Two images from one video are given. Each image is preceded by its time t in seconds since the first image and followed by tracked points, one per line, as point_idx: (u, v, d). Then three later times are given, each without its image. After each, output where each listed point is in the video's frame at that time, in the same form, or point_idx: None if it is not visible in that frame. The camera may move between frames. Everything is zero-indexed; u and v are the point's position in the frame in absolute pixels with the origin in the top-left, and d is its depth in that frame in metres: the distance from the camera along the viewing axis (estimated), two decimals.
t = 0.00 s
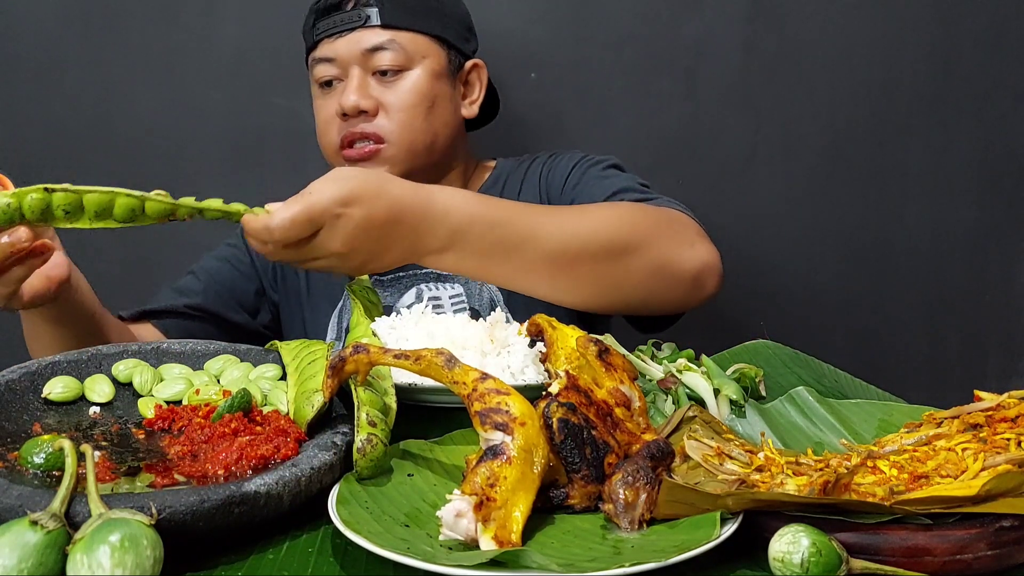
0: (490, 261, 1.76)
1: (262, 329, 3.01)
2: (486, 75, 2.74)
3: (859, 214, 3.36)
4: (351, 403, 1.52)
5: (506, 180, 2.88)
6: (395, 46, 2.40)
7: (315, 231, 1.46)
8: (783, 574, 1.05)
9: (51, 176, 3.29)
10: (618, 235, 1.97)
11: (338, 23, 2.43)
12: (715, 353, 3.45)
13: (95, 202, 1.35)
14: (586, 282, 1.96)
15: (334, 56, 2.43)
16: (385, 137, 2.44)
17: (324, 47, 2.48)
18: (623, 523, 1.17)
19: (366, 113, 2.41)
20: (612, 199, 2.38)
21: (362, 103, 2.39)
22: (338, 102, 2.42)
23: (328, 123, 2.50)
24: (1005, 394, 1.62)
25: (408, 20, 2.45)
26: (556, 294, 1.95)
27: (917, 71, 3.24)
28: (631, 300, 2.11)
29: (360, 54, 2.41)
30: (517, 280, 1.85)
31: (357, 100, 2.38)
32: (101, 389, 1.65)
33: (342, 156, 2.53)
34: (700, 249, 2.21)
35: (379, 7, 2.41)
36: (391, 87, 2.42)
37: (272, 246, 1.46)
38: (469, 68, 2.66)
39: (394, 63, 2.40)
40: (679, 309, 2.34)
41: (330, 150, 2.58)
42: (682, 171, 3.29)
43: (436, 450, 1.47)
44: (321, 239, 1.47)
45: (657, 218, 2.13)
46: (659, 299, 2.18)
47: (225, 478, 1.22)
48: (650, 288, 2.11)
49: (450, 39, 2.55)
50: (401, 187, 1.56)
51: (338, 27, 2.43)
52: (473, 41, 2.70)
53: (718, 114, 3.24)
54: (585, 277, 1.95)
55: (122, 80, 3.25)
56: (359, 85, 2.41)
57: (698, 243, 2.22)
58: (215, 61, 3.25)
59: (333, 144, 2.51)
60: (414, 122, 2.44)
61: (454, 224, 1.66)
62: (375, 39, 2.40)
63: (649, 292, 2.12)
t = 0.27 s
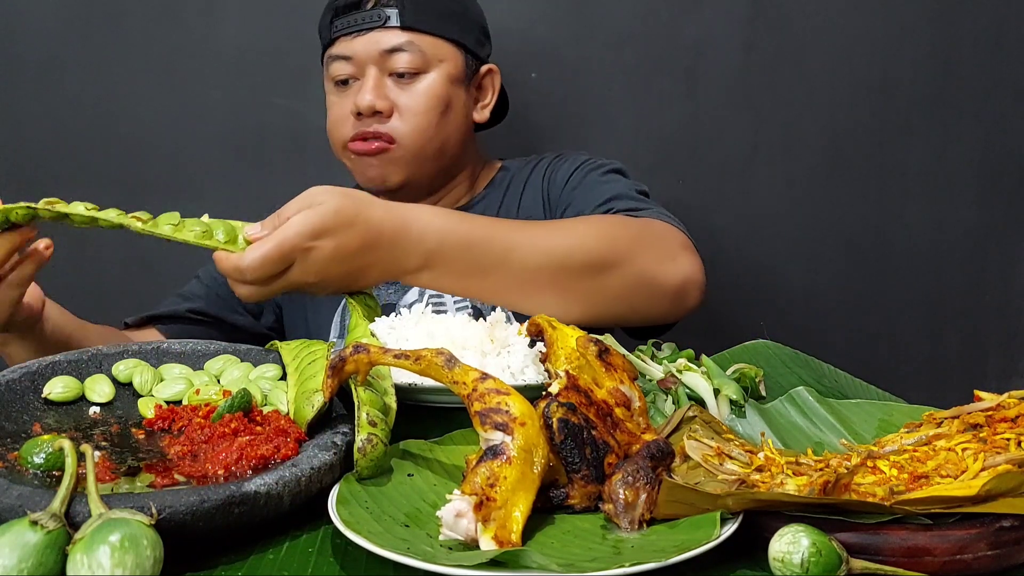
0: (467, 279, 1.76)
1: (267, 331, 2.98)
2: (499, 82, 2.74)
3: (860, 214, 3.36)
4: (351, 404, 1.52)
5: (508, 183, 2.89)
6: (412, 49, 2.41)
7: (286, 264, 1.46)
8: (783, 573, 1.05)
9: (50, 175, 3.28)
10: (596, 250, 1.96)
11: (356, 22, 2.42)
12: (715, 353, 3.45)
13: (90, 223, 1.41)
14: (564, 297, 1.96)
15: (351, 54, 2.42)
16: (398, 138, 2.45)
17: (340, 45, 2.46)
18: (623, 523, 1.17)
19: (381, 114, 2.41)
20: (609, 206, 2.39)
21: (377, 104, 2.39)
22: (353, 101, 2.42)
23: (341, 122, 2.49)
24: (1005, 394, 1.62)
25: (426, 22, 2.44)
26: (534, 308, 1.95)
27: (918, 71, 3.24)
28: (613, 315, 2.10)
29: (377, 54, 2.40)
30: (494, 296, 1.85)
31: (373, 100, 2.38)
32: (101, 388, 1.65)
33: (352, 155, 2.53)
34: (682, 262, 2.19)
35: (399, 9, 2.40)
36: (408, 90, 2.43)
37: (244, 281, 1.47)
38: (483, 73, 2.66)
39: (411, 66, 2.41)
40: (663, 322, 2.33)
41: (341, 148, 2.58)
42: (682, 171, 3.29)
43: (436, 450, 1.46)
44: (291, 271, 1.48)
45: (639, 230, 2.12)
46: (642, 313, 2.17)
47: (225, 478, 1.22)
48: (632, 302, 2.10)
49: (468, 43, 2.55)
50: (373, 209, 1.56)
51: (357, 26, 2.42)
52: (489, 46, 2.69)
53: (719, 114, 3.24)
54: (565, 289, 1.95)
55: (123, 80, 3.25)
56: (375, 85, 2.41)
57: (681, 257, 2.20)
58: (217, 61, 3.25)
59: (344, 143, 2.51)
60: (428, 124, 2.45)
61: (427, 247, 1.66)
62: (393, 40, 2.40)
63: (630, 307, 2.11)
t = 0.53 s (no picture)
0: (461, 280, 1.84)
1: (272, 327, 2.96)
2: (508, 83, 2.75)
3: (860, 213, 3.36)
4: (351, 404, 1.52)
5: (511, 183, 2.89)
6: (424, 51, 2.39)
7: (277, 274, 1.56)
8: (783, 574, 1.05)
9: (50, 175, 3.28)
10: (590, 253, 1.99)
11: (369, 22, 2.39)
12: (715, 353, 3.45)
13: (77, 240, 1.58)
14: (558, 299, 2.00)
15: (363, 54, 2.40)
16: (410, 139, 2.46)
17: (352, 44, 2.44)
18: (623, 523, 1.17)
19: (392, 114, 2.41)
20: (608, 206, 2.39)
21: (389, 105, 2.39)
22: (364, 101, 2.41)
23: (352, 121, 2.48)
24: (1005, 394, 1.62)
25: (439, 23, 2.43)
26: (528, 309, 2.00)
27: (918, 71, 3.24)
28: (610, 319, 2.11)
29: (389, 55, 2.39)
30: (488, 296, 1.92)
31: (385, 101, 2.38)
32: (101, 388, 1.65)
33: (363, 154, 2.54)
34: (677, 265, 2.16)
35: (412, 10, 2.38)
36: (419, 92, 2.42)
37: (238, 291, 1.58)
38: (493, 75, 2.66)
39: (423, 67, 2.40)
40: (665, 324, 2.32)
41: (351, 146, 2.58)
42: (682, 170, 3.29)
43: (436, 450, 1.46)
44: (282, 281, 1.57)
45: (637, 234, 2.11)
46: (640, 316, 2.17)
47: (225, 478, 1.22)
48: (629, 306, 2.10)
49: (479, 45, 2.55)
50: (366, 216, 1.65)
51: (370, 26, 2.39)
52: (497, 48, 2.70)
53: (719, 113, 3.24)
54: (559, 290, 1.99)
55: (123, 80, 3.25)
56: (387, 86, 2.40)
57: (676, 259, 2.17)
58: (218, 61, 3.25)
59: (355, 143, 2.51)
60: (439, 126, 2.46)
61: (420, 249, 1.74)
62: (406, 42, 2.38)
63: (628, 310, 2.11)
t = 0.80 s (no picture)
0: (466, 260, 1.86)
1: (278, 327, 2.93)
2: (517, 85, 2.76)
3: (860, 213, 3.36)
4: (350, 404, 1.52)
5: (519, 182, 2.89)
6: (437, 54, 2.39)
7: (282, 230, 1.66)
8: (783, 573, 1.05)
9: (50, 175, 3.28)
10: (598, 250, 1.96)
11: (382, 24, 2.39)
12: (715, 353, 3.45)
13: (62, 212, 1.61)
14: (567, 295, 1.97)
15: (375, 56, 2.39)
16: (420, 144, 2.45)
17: (364, 46, 2.43)
18: (623, 523, 1.17)
19: (403, 117, 2.40)
20: (615, 208, 2.38)
21: (401, 108, 2.38)
22: (376, 103, 2.40)
23: (363, 122, 2.47)
24: (1005, 394, 1.62)
25: (451, 27, 2.43)
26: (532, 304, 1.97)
27: (918, 71, 3.25)
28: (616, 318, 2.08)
29: (402, 58, 2.38)
30: (492, 284, 1.91)
31: (397, 104, 2.37)
32: (101, 389, 1.65)
33: (375, 154, 2.53)
34: (684, 267, 2.16)
35: (425, 14, 2.38)
36: (431, 95, 2.41)
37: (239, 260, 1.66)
38: (503, 78, 2.68)
39: (435, 71, 2.39)
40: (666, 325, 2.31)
41: (362, 147, 2.57)
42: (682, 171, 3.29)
43: (436, 450, 1.46)
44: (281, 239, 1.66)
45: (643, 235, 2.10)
46: (646, 316, 2.15)
47: (225, 478, 1.22)
48: (636, 305, 2.08)
49: (491, 49, 2.56)
50: (367, 190, 1.75)
51: (382, 28, 2.39)
52: (507, 51, 2.70)
53: (719, 113, 3.24)
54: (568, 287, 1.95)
55: (123, 80, 3.25)
56: (399, 88, 2.39)
57: (682, 261, 2.17)
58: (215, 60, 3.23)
59: (366, 143, 2.51)
60: (450, 130, 2.45)
61: (429, 221, 1.81)
62: (418, 45, 2.37)
63: (636, 310, 2.10)
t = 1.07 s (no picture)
0: (476, 250, 1.88)
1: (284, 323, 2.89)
2: (525, 86, 2.76)
3: (860, 213, 3.36)
4: (350, 404, 1.52)
5: (525, 182, 2.89)
6: (445, 57, 2.38)
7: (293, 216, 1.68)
8: (783, 574, 1.05)
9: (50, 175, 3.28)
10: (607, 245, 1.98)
11: (391, 26, 2.38)
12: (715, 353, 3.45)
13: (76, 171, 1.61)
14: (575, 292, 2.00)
15: (384, 57, 2.38)
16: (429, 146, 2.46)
17: (373, 47, 2.42)
18: (623, 523, 1.17)
19: (412, 119, 2.41)
20: (623, 208, 2.39)
21: (410, 111, 2.38)
22: (385, 105, 2.40)
23: (371, 123, 2.47)
24: (1005, 394, 1.62)
25: (461, 30, 2.42)
26: (540, 297, 2.00)
27: (918, 71, 3.24)
28: (623, 314, 2.12)
29: (411, 60, 2.37)
30: (504, 273, 1.92)
31: (406, 107, 2.37)
32: (101, 389, 1.65)
33: (383, 154, 2.54)
34: (693, 267, 2.16)
35: (434, 16, 2.37)
36: (440, 97, 2.42)
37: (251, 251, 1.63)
38: (511, 79, 2.67)
39: (443, 74, 2.39)
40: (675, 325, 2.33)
41: (369, 146, 2.57)
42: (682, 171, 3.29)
43: (436, 450, 1.46)
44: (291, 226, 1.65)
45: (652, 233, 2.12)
46: (654, 313, 2.17)
47: (225, 478, 1.22)
48: (644, 303, 2.11)
49: (499, 51, 2.55)
50: (377, 182, 1.80)
51: (391, 30, 2.38)
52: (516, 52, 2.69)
53: (719, 113, 3.24)
54: (576, 283, 1.98)
55: (123, 80, 3.25)
56: (408, 91, 2.39)
57: (692, 261, 2.18)
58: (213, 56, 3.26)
59: (374, 144, 2.51)
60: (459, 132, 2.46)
61: (441, 209, 1.84)
62: (427, 47, 2.37)
63: (644, 309, 2.12)
